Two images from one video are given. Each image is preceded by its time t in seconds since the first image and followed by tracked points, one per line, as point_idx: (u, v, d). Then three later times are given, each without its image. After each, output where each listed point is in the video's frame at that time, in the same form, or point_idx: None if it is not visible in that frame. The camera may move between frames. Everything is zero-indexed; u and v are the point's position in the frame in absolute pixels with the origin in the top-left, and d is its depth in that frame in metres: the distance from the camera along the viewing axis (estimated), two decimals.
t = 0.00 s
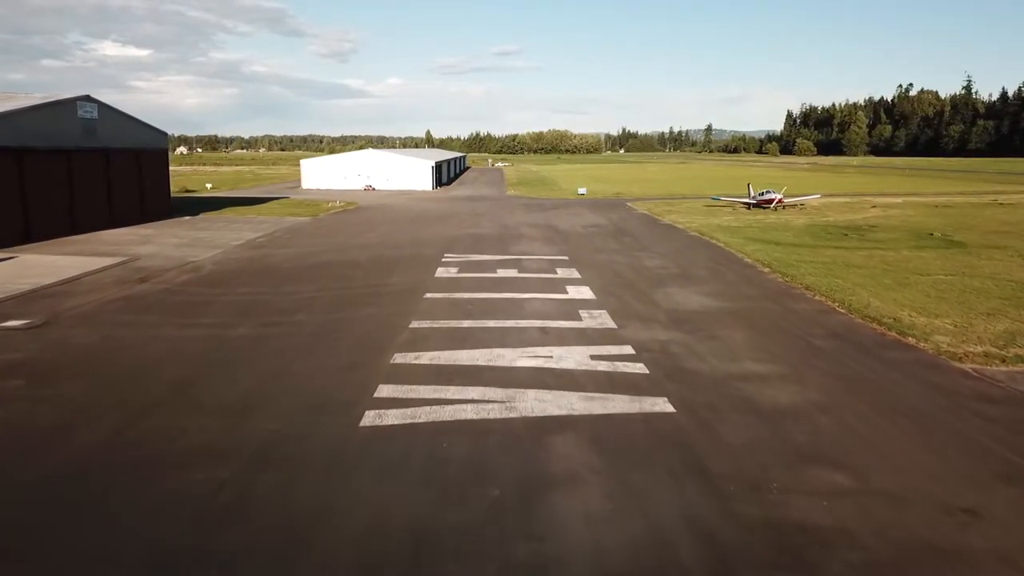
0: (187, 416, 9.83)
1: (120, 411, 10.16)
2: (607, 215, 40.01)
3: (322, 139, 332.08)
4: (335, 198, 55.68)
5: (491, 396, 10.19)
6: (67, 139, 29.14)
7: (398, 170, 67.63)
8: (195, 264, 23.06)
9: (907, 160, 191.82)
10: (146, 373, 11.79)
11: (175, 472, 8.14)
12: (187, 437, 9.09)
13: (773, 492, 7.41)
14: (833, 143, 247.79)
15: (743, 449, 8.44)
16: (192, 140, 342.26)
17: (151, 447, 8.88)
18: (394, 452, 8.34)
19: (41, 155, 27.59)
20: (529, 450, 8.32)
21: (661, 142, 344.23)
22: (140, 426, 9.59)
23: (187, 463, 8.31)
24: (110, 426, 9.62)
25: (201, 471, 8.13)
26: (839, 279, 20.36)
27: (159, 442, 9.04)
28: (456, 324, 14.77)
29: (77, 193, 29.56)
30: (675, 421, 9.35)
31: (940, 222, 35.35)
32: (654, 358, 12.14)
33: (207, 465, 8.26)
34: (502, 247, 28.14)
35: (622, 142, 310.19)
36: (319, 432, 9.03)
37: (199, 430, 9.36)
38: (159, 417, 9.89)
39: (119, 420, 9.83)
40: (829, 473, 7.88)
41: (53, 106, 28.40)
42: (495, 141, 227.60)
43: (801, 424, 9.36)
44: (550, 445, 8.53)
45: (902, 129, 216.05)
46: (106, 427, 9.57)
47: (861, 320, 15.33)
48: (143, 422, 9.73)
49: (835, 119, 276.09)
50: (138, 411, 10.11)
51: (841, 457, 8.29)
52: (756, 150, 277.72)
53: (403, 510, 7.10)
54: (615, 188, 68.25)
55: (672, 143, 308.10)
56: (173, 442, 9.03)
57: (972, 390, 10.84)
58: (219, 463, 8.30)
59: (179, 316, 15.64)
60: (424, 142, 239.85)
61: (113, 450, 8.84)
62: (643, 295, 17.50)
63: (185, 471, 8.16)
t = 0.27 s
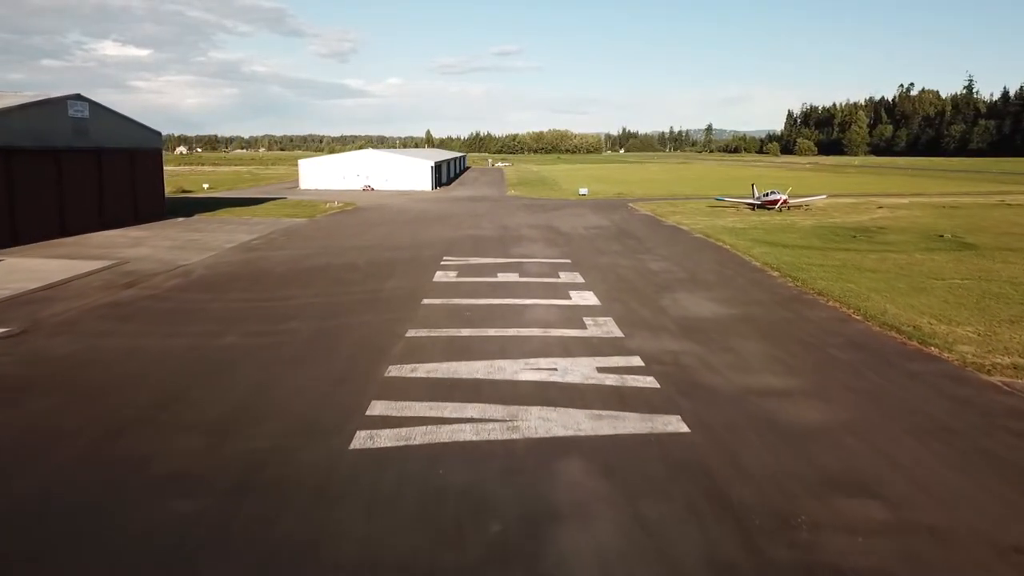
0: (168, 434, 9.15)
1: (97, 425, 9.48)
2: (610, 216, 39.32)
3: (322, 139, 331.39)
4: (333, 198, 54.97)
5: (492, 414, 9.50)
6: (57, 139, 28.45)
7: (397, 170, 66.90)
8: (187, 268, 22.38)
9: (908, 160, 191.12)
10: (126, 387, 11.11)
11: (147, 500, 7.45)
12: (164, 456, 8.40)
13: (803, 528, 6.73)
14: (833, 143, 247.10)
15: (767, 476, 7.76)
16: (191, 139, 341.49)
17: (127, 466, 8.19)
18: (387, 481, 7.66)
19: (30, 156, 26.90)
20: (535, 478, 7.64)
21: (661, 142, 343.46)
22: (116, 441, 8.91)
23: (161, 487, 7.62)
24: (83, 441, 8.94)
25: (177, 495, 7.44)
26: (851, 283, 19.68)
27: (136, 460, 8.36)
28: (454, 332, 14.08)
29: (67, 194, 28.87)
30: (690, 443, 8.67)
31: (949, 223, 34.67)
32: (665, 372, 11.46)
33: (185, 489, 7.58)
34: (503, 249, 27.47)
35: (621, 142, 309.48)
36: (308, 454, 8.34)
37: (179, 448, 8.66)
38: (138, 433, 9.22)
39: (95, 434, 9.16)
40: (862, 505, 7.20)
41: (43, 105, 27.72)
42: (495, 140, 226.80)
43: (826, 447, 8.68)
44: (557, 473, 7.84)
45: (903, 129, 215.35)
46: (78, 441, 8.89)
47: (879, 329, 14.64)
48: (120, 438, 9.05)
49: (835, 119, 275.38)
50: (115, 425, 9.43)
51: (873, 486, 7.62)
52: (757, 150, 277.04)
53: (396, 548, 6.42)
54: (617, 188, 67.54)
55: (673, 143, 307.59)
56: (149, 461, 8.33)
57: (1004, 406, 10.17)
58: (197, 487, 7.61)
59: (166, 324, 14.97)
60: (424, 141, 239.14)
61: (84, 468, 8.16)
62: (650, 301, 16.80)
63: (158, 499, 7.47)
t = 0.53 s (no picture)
0: (138, 465, 8.27)
1: (60, 453, 8.62)
2: (612, 218, 38.37)
3: (322, 138, 330.34)
4: (330, 199, 54.00)
5: (493, 442, 8.59)
6: (42, 138, 27.52)
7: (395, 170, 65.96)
8: (174, 273, 21.46)
9: (911, 160, 190.20)
10: (94, 408, 10.18)
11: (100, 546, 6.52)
12: (125, 495, 7.48)
13: None
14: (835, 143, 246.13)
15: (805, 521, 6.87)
16: (193, 140, 340.77)
17: (87, 503, 7.31)
18: (375, 526, 6.76)
19: (14, 156, 25.98)
20: (543, 524, 6.73)
21: (661, 142, 342.89)
22: (79, 474, 8.03)
23: (118, 534, 6.69)
24: (42, 472, 8.07)
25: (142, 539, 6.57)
26: (868, 290, 18.77)
27: (99, 496, 7.48)
28: (452, 344, 13.17)
29: (53, 196, 27.96)
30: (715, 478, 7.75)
31: (961, 226, 33.76)
32: (682, 393, 10.52)
33: (151, 531, 6.71)
34: (504, 253, 26.53)
35: (622, 142, 308.71)
36: (291, 492, 7.45)
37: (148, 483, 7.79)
38: (104, 463, 8.34)
39: (57, 464, 8.29)
40: (916, 557, 6.32)
41: (28, 103, 26.79)
42: (495, 140, 225.84)
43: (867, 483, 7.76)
44: (567, 515, 6.93)
45: (905, 129, 214.39)
46: (37, 474, 8.02)
47: (905, 342, 13.73)
48: (85, 468, 8.17)
49: (837, 119, 274.53)
50: (80, 455, 8.56)
51: (927, 534, 6.73)
52: (758, 150, 276.06)
53: None
54: (619, 189, 66.61)
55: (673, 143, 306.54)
56: (114, 497, 7.46)
57: None
58: (165, 529, 6.74)
59: (145, 335, 14.03)
60: (424, 141, 238.56)
61: (39, 504, 7.29)
62: (660, 311, 15.87)
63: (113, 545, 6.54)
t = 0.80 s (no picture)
0: (130, 474, 8.05)
1: (49, 461, 8.35)
2: (617, 220, 36.99)
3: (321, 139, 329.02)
4: (327, 200, 52.65)
5: (496, 497, 7.29)
6: (20, 138, 26.20)
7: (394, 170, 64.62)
8: (153, 281, 20.15)
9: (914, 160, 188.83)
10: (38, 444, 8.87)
11: None
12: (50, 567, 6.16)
13: None
14: (837, 143, 244.72)
15: None
16: (192, 139, 339.56)
17: (73, 518, 7.06)
18: None
19: None
20: None
21: (662, 142, 341.54)
22: (68, 483, 7.80)
23: None
24: None
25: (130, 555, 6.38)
26: (898, 300, 17.45)
27: (89, 507, 7.29)
28: (449, 366, 11.86)
29: (32, 198, 26.65)
30: (763, 546, 6.45)
31: (981, 229, 32.47)
32: (710, 428, 9.19)
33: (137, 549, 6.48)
34: (504, 258, 25.17)
35: (622, 142, 307.36)
36: (284, 508, 7.18)
37: (139, 495, 7.56)
38: (96, 471, 8.12)
39: (45, 473, 8.03)
40: None
41: (5, 101, 25.48)
42: (495, 140, 224.40)
43: (945, 552, 6.46)
44: None
45: (908, 129, 212.81)
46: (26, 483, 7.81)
47: (950, 362, 12.42)
48: (75, 477, 7.95)
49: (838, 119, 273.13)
50: (70, 463, 8.30)
51: None
52: (760, 150, 274.48)
53: None
54: (622, 189, 65.27)
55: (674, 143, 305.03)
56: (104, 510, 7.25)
57: None
58: (154, 546, 6.53)
59: (111, 355, 12.72)
60: (424, 141, 237.20)
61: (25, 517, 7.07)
62: (676, 326, 14.51)
63: None
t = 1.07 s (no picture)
0: (124, 485, 7.87)
1: (44, 470, 8.19)
2: (623, 223, 35.68)
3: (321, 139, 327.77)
4: (323, 202, 51.34)
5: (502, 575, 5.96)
6: None
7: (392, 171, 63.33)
8: (131, 291, 18.85)
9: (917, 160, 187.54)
10: None
11: None
12: None
13: None
14: (839, 143, 243.46)
15: None
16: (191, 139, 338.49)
17: None
18: None
19: None
20: None
21: (663, 142, 340.28)
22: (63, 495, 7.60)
23: None
24: None
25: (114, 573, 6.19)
26: (933, 313, 16.13)
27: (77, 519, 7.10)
28: (446, 394, 10.54)
29: (10, 201, 25.35)
30: None
31: (1003, 232, 31.16)
32: (752, 476, 7.86)
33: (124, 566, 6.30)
34: (506, 264, 23.85)
35: (623, 142, 306.11)
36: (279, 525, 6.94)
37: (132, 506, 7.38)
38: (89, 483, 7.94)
39: None
40: None
41: None
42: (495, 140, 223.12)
43: None
44: None
45: (910, 129, 211.55)
46: (17, 493, 7.63)
47: (1007, 388, 11.11)
48: (36, 509, 7.24)
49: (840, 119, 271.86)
50: (67, 472, 8.15)
51: None
52: (761, 150, 273.15)
53: None
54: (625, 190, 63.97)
55: (675, 143, 303.58)
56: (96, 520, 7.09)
57: None
58: (141, 561, 6.35)
59: (69, 379, 11.39)
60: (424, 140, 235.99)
61: (9, 530, 6.89)
62: (697, 345, 13.17)
63: None
